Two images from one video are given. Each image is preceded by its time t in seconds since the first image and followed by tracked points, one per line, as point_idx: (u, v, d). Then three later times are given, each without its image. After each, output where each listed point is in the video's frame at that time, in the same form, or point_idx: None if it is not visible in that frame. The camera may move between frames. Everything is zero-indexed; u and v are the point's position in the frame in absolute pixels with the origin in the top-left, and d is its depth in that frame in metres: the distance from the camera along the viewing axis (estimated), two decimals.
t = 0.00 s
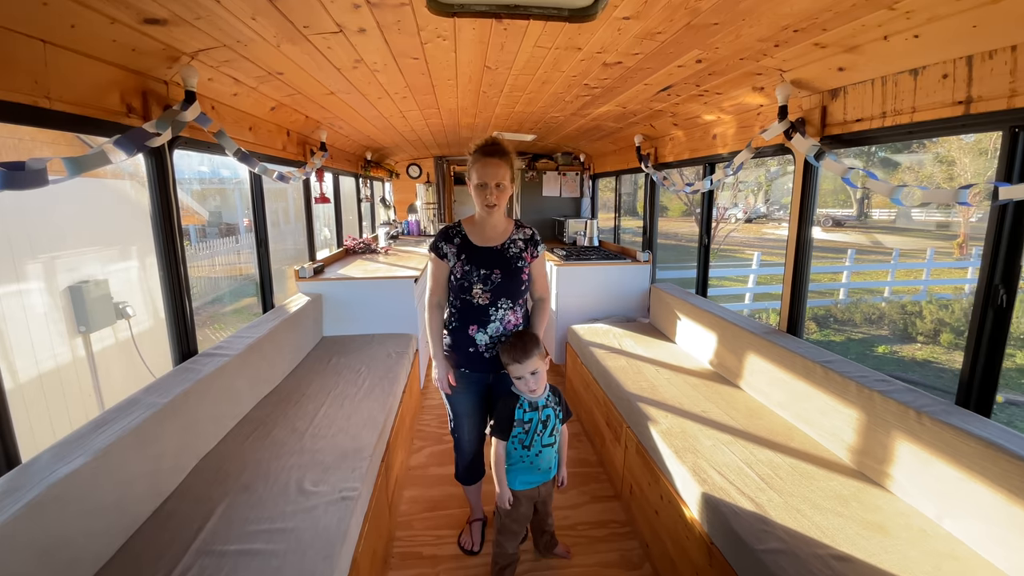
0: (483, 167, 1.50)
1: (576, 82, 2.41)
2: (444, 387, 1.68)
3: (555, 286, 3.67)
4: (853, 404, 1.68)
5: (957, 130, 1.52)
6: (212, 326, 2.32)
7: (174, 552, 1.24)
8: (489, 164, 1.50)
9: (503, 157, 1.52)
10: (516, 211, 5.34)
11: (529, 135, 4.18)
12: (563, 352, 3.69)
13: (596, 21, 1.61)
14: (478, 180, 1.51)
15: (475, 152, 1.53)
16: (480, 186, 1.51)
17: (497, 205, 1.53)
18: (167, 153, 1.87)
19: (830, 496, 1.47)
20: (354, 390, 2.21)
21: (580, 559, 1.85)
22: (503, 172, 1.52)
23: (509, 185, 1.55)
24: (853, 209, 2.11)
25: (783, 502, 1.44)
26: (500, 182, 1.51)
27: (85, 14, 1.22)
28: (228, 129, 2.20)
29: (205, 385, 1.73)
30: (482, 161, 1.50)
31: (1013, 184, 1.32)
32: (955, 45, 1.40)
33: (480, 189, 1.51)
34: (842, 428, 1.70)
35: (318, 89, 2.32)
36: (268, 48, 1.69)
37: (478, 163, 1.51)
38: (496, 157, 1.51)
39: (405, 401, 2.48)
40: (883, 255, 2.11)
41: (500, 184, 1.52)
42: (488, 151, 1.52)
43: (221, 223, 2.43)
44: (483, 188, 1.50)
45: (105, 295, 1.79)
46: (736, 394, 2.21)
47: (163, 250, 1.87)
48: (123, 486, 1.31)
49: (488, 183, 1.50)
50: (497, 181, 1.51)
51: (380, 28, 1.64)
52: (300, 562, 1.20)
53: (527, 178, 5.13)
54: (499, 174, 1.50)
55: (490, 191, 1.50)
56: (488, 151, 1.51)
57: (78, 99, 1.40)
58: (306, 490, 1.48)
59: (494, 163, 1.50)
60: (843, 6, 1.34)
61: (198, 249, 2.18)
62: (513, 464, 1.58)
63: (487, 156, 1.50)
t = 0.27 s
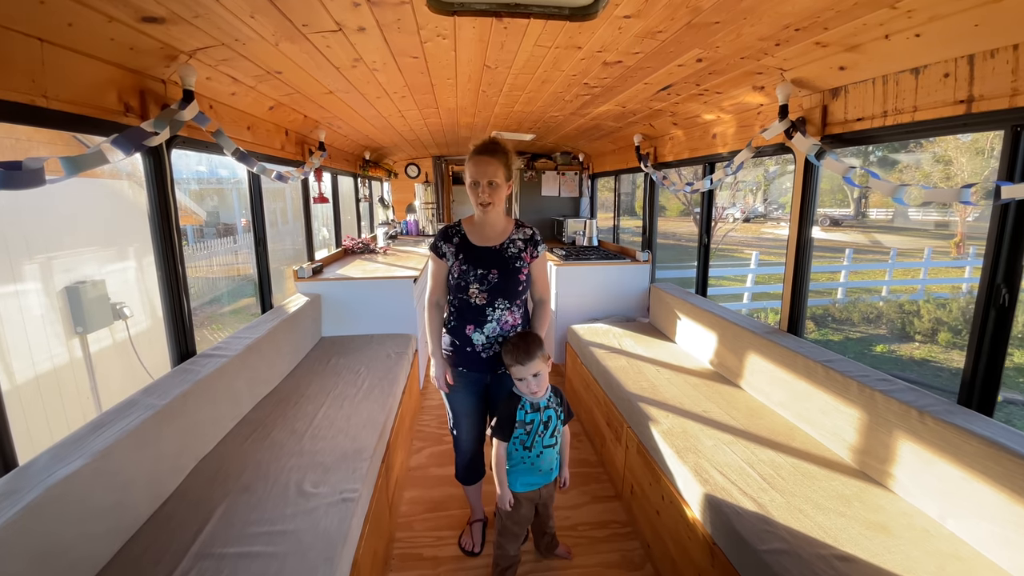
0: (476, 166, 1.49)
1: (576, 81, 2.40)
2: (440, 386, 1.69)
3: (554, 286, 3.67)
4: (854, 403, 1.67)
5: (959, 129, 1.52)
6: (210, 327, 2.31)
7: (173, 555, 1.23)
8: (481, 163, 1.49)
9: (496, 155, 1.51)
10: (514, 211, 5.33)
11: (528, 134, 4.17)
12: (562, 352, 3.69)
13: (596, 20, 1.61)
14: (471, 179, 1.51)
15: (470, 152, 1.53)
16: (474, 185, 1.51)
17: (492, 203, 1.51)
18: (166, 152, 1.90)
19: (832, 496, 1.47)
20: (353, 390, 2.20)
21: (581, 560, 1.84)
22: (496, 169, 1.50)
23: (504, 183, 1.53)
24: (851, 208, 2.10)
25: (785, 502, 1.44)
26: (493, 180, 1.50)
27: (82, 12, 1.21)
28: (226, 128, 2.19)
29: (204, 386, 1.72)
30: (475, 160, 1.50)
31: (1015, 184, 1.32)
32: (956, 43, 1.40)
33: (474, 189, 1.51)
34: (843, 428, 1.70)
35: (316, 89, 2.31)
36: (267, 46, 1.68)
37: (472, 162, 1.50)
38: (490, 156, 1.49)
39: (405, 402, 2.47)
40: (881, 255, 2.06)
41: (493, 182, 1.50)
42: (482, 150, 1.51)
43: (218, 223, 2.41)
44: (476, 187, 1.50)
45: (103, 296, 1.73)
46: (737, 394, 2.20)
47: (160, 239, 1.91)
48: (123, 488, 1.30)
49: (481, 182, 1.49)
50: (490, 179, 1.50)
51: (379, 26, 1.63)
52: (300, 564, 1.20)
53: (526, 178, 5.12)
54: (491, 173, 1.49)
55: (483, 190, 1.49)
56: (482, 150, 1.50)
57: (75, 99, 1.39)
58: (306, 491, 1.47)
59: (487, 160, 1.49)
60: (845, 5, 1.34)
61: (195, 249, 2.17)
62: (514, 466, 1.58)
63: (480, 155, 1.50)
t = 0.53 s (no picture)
0: (469, 165, 1.51)
1: (575, 81, 2.40)
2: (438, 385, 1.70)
3: (553, 286, 3.66)
4: (854, 403, 1.67)
5: (958, 128, 1.52)
6: (208, 328, 2.30)
7: (173, 557, 1.23)
8: (473, 162, 1.50)
9: (488, 153, 1.52)
10: (513, 210, 5.33)
11: (526, 134, 4.16)
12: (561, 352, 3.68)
13: (595, 20, 1.60)
14: (465, 179, 1.53)
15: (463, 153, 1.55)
16: (467, 184, 1.52)
17: (485, 201, 1.52)
18: (163, 152, 1.89)
19: (832, 496, 1.47)
20: (353, 391, 2.19)
21: (581, 560, 1.84)
22: (488, 167, 1.51)
23: (497, 180, 1.54)
24: (848, 207, 2.12)
25: (785, 502, 1.44)
26: (484, 178, 1.51)
27: (80, 12, 1.20)
28: (223, 129, 2.18)
29: (202, 387, 1.71)
30: (467, 160, 1.51)
31: (1015, 184, 1.32)
32: (956, 43, 1.40)
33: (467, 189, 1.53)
34: (843, 428, 1.70)
35: (314, 89, 2.30)
36: (265, 46, 1.67)
37: (464, 162, 1.52)
38: (482, 154, 1.50)
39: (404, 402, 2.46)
40: (879, 254, 2.06)
41: (485, 180, 1.51)
42: (474, 150, 1.52)
43: (216, 224, 2.40)
44: (470, 186, 1.52)
45: (100, 296, 1.72)
46: (736, 394, 2.20)
47: (157, 243, 1.89)
48: (122, 490, 1.30)
49: (473, 181, 1.51)
50: (483, 178, 1.50)
51: (378, 26, 1.62)
52: (300, 566, 1.19)
53: (524, 178, 5.11)
54: (483, 171, 1.50)
55: (477, 189, 1.50)
56: (474, 149, 1.52)
57: (72, 99, 1.39)
58: (305, 493, 1.46)
59: (479, 159, 1.50)
60: (845, 5, 1.34)
61: (193, 250, 2.16)
62: (514, 467, 1.57)
63: (472, 155, 1.51)
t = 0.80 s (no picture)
0: (463, 164, 1.50)
1: (573, 80, 2.39)
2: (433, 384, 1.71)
3: (551, 286, 3.66)
4: (852, 402, 1.67)
5: (957, 127, 1.52)
6: (206, 328, 2.29)
7: (170, 559, 1.22)
8: (467, 162, 1.49)
9: (483, 154, 1.51)
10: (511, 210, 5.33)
11: (524, 133, 4.16)
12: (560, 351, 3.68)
13: (594, 18, 1.60)
14: (459, 179, 1.52)
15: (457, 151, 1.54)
16: (461, 183, 1.52)
17: (479, 202, 1.52)
18: (159, 152, 1.84)
19: (831, 495, 1.47)
20: (351, 391, 2.19)
21: (580, 560, 1.84)
22: (482, 168, 1.50)
23: (492, 182, 1.53)
24: (847, 206, 2.12)
25: (784, 501, 1.44)
26: (479, 179, 1.50)
27: (74, 11, 1.19)
28: (220, 128, 2.17)
29: (200, 388, 1.70)
30: (462, 160, 1.50)
31: (1015, 182, 1.31)
32: (955, 41, 1.40)
33: (461, 189, 1.52)
34: (842, 426, 1.70)
35: (312, 88, 2.29)
36: (261, 45, 1.66)
37: (459, 161, 1.51)
38: (477, 155, 1.50)
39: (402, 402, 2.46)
40: (878, 252, 2.08)
41: (480, 181, 1.50)
42: (469, 149, 1.51)
43: (213, 224, 2.39)
44: (463, 185, 1.51)
45: (97, 297, 1.73)
46: (735, 393, 2.20)
47: (155, 249, 1.85)
48: (118, 492, 1.29)
49: (467, 181, 1.50)
50: (477, 178, 1.50)
51: (375, 25, 1.61)
52: (299, 568, 1.18)
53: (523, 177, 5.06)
54: (477, 172, 1.49)
55: (471, 189, 1.50)
56: (468, 149, 1.51)
57: (67, 98, 1.38)
58: (303, 494, 1.46)
59: (474, 159, 1.49)
60: (843, 3, 1.33)
61: (190, 250, 2.15)
62: (513, 467, 1.57)
63: (467, 155, 1.50)
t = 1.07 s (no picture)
0: (457, 162, 1.49)
1: (571, 78, 2.38)
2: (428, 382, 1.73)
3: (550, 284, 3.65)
4: (851, 399, 1.67)
5: (956, 124, 1.51)
6: (203, 328, 2.28)
7: (167, 560, 1.21)
8: (462, 159, 1.48)
9: (478, 152, 1.51)
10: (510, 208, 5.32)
11: (523, 131, 4.15)
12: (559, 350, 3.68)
13: (592, 15, 1.59)
14: (453, 177, 1.51)
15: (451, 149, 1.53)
16: (455, 181, 1.51)
17: (473, 200, 1.52)
18: (155, 149, 1.86)
19: (830, 492, 1.47)
20: (349, 390, 2.18)
21: (579, 559, 1.83)
22: (477, 166, 1.50)
23: (486, 180, 1.53)
24: (845, 204, 2.11)
25: (784, 499, 1.43)
26: (474, 176, 1.50)
27: (68, 8, 1.18)
28: (217, 126, 2.16)
29: (197, 387, 1.70)
30: (456, 157, 1.50)
31: (1014, 179, 1.31)
32: (954, 38, 1.39)
33: (456, 186, 1.51)
34: (840, 424, 1.70)
35: (309, 85, 2.28)
36: (258, 42, 1.65)
37: (453, 159, 1.50)
38: (471, 153, 1.49)
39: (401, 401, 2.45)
40: (875, 250, 2.11)
41: (475, 179, 1.50)
42: (463, 147, 1.51)
43: (210, 223, 2.38)
44: (457, 183, 1.50)
45: (94, 296, 1.70)
46: (734, 391, 2.20)
47: (151, 247, 1.86)
48: (115, 492, 1.28)
49: (462, 178, 1.49)
50: (472, 176, 1.50)
51: (372, 22, 1.60)
52: (297, 568, 1.18)
53: (522, 175, 5.07)
54: (473, 170, 1.49)
55: (467, 187, 1.49)
56: (463, 146, 1.50)
57: (62, 96, 1.37)
58: (301, 494, 1.45)
59: (469, 158, 1.49)
60: None
61: (188, 249, 2.14)
62: (510, 466, 1.56)
63: (461, 152, 1.50)
